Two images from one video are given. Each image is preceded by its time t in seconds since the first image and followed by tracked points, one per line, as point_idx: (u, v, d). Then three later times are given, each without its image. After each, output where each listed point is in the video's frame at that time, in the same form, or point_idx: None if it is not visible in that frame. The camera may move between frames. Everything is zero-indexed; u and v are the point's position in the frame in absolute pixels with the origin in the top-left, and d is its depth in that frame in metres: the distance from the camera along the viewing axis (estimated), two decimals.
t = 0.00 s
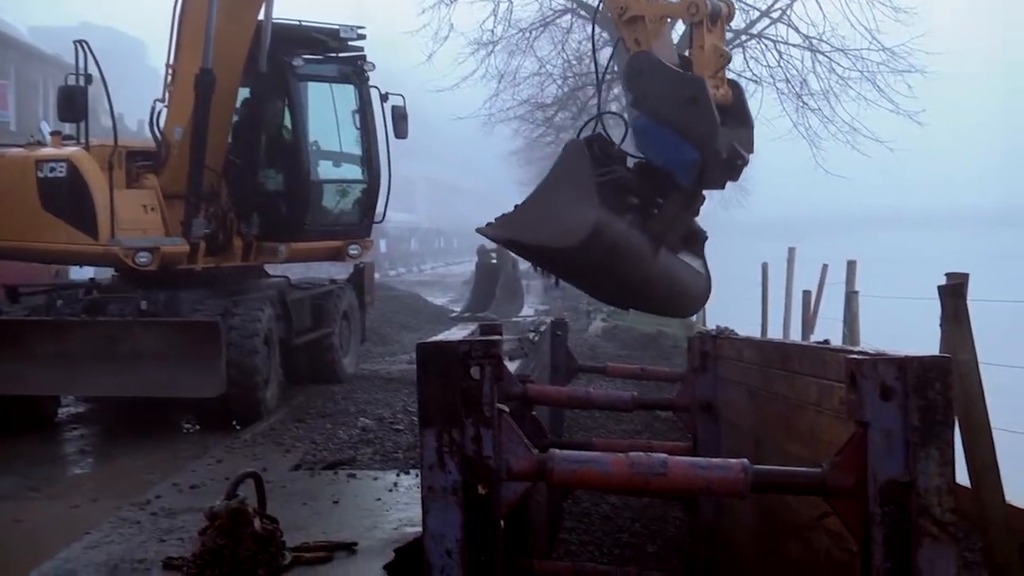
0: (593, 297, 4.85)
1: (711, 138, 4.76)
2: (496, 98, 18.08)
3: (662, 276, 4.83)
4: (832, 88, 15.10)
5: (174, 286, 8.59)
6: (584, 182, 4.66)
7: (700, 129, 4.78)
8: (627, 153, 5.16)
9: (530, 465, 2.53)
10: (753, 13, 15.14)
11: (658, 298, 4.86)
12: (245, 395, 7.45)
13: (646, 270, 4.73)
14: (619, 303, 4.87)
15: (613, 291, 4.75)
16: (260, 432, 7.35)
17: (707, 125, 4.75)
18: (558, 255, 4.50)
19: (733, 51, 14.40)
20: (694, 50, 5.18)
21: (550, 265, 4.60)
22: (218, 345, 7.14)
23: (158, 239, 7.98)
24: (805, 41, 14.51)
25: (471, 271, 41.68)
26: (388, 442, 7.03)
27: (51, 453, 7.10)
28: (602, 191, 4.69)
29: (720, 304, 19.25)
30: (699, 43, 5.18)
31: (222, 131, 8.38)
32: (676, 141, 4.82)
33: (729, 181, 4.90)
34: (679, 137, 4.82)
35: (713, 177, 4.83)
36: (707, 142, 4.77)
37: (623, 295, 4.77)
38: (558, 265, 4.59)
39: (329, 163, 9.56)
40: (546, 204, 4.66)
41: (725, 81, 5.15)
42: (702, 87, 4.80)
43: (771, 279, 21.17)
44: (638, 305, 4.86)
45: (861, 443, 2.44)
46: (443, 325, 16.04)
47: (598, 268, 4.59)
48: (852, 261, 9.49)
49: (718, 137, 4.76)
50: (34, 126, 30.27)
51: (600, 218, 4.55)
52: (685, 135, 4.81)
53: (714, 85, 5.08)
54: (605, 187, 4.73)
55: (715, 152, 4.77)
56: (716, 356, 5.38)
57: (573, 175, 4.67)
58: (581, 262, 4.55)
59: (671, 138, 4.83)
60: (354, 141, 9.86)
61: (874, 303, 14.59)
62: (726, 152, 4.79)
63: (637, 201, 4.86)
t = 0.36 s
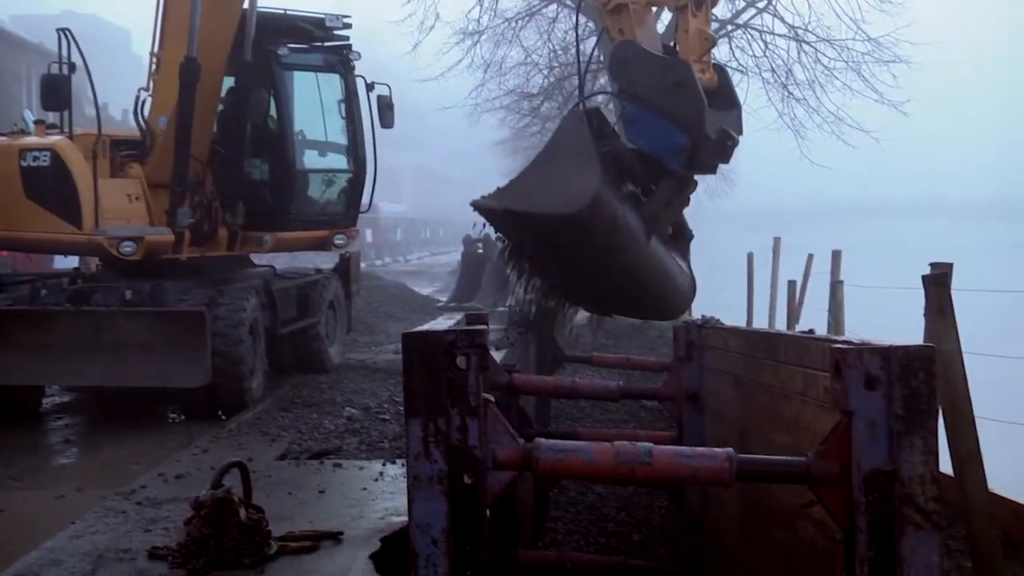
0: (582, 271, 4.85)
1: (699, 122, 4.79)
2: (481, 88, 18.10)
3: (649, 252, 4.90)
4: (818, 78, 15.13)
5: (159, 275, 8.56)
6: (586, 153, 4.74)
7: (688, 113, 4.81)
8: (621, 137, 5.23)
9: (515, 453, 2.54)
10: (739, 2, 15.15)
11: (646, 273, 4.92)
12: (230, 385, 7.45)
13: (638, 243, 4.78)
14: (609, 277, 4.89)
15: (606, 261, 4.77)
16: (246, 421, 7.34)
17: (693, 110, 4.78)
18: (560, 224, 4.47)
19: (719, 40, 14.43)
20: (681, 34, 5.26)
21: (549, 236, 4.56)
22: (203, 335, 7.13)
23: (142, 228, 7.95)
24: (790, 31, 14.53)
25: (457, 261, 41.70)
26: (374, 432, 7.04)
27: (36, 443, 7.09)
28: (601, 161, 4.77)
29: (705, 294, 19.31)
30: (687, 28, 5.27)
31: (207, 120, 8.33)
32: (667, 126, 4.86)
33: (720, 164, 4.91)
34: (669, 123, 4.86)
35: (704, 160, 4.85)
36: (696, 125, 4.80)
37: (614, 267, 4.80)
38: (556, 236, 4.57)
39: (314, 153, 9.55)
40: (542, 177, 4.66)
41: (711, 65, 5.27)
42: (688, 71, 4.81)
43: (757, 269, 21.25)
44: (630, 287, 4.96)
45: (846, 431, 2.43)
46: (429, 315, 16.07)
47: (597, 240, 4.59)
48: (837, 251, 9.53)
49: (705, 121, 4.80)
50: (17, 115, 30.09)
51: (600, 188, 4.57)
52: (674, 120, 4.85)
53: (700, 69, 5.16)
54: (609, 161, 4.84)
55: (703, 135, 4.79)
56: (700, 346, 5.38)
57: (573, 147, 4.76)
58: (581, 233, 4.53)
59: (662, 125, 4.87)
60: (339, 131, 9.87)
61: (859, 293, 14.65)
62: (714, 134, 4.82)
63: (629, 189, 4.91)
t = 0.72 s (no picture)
0: (570, 245, 4.84)
1: (684, 104, 4.86)
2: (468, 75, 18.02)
3: (633, 230, 4.93)
4: (805, 67, 15.13)
5: (145, 263, 8.52)
6: (582, 117, 4.77)
7: (673, 94, 4.85)
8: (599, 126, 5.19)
9: (502, 441, 2.54)
10: None
11: (631, 247, 4.94)
12: (217, 373, 7.43)
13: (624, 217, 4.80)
14: (595, 252, 4.90)
15: (595, 232, 4.77)
16: (233, 409, 7.32)
17: (676, 92, 4.82)
18: (552, 186, 4.48)
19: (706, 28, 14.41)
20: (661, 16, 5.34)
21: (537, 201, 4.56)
22: (189, 323, 7.11)
23: (127, 216, 7.90)
24: (778, 19, 14.51)
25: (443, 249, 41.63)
26: (361, 419, 7.04)
27: (21, 431, 7.06)
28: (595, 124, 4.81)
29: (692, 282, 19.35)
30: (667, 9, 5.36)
31: (193, 107, 8.28)
32: (651, 108, 4.87)
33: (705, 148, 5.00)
34: (653, 106, 4.88)
35: (690, 139, 4.93)
36: (680, 105, 4.87)
37: (599, 241, 4.81)
38: (545, 201, 4.56)
39: (300, 140, 9.51)
40: (534, 142, 4.68)
41: (692, 47, 5.37)
42: (670, 54, 4.87)
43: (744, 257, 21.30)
44: (618, 264, 5.01)
45: (832, 418, 2.44)
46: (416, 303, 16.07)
47: (585, 208, 4.59)
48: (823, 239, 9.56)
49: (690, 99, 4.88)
50: None
51: (593, 152, 4.59)
52: (657, 102, 4.88)
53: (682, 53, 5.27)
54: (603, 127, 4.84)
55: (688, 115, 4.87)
56: (686, 334, 5.38)
57: (570, 109, 4.80)
58: (570, 199, 4.53)
59: (646, 108, 4.88)
60: (325, 118, 9.87)
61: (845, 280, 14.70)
62: (699, 114, 4.93)
63: (617, 176, 4.87)
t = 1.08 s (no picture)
0: (566, 220, 4.85)
1: (670, 72, 5.00)
2: (456, 60, 17.94)
3: (628, 202, 4.95)
4: (793, 52, 15.12)
5: (132, 247, 8.48)
6: (569, 90, 4.86)
7: (659, 64, 5.00)
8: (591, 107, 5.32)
9: (490, 425, 2.54)
10: None
11: (627, 219, 4.97)
12: (204, 358, 7.40)
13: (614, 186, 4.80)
14: (591, 226, 4.91)
15: (591, 205, 4.79)
16: (220, 394, 7.31)
17: (662, 61, 4.97)
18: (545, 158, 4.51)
19: (694, 13, 14.38)
20: None
21: (528, 177, 4.59)
22: (176, 308, 7.10)
23: (113, 200, 7.86)
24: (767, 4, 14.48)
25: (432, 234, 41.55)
26: (349, 404, 7.04)
27: (7, 416, 7.03)
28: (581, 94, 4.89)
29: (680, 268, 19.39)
30: None
31: (179, 90, 8.23)
32: (639, 81, 5.03)
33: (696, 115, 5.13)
34: (640, 79, 5.03)
35: (681, 106, 5.05)
36: (667, 74, 5.01)
37: (590, 214, 4.83)
38: (531, 178, 4.60)
39: (287, 125, 9.46)
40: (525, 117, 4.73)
41: (674, 18, 5.44)
42: (652, 24, 5.03)
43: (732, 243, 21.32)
44: (615, 237, 5.02)
45: (819, 401, 2.45)
46: (404, 288, 16.04)
47: (571, 180, 4.62)
48: (811, 224, 9.58)
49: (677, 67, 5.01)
50: None
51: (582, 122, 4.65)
52: (645, 74, 5.03)
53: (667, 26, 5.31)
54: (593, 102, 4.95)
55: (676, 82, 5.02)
56: (674, 320, 5.38)
57: (556, 83, 4.89)
58: (559, 173, 4.57)
59: (634, 81, 5.03)
60: (313, 102, 9.83)
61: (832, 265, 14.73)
62: (688, 81, 5.05)
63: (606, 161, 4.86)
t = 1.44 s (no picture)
0: (564, 194, 4.83)
1: (655, 40, 5.16)
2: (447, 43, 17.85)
3: (626, 173, 4.92)
4: (784, 35, 15.08)
5: (120, 231, 8.44)
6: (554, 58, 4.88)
7: (642, 33, 5.15)
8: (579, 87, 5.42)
9: (480, 408, 2.55)
10: None
11: (626, 190, 4.93)
12: (194, 341, 7.39)
13: (606, 164, 4.76)
14: (590, 197, 4.88)
15: (589, 177, 4.76)
16: (210, 377, 7.30)
17: (646, 30, 5.12)
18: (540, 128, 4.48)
19: None
20: None
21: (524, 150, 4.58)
22: (166, 291, 7.09)
23: (101, 183, 7.81)
24: None
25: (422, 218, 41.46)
26: (340, 387, 7.03)
27: None
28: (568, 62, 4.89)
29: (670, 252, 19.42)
30: None
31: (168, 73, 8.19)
32: (624, 52, 5.16)
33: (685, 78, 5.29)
34: (625, 50, 5.17)
35: (669, 69, 5.21)
36: (652, 42, 5.16)
37: (584, 188, 4.80)
38: (523, 152, 4.61)
39: (275, 108, 9.43)
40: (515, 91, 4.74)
41: None
42: None
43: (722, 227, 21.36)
44: (615, 208, 4.99)
45: (808, 384, 2.45)
46: (394, 273, 16.01)
47: (566, 153, 4.60)
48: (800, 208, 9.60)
49: (662, 34, 5.18)
50: None
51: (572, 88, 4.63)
52: (629, 44, 5.17)
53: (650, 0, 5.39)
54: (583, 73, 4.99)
55: (661, 48, 5.17)
56: (664, 303, 5.38)
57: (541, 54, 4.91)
58: (554, 145, 4.55)
59: (619, 53, 5.16)
60: (302, 85, 9.78)
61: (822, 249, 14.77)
62: (673, 46, 5.21)
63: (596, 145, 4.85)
